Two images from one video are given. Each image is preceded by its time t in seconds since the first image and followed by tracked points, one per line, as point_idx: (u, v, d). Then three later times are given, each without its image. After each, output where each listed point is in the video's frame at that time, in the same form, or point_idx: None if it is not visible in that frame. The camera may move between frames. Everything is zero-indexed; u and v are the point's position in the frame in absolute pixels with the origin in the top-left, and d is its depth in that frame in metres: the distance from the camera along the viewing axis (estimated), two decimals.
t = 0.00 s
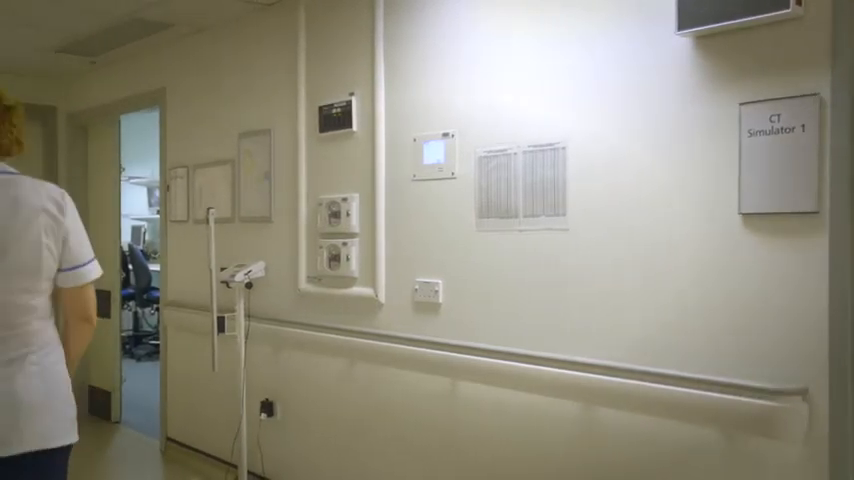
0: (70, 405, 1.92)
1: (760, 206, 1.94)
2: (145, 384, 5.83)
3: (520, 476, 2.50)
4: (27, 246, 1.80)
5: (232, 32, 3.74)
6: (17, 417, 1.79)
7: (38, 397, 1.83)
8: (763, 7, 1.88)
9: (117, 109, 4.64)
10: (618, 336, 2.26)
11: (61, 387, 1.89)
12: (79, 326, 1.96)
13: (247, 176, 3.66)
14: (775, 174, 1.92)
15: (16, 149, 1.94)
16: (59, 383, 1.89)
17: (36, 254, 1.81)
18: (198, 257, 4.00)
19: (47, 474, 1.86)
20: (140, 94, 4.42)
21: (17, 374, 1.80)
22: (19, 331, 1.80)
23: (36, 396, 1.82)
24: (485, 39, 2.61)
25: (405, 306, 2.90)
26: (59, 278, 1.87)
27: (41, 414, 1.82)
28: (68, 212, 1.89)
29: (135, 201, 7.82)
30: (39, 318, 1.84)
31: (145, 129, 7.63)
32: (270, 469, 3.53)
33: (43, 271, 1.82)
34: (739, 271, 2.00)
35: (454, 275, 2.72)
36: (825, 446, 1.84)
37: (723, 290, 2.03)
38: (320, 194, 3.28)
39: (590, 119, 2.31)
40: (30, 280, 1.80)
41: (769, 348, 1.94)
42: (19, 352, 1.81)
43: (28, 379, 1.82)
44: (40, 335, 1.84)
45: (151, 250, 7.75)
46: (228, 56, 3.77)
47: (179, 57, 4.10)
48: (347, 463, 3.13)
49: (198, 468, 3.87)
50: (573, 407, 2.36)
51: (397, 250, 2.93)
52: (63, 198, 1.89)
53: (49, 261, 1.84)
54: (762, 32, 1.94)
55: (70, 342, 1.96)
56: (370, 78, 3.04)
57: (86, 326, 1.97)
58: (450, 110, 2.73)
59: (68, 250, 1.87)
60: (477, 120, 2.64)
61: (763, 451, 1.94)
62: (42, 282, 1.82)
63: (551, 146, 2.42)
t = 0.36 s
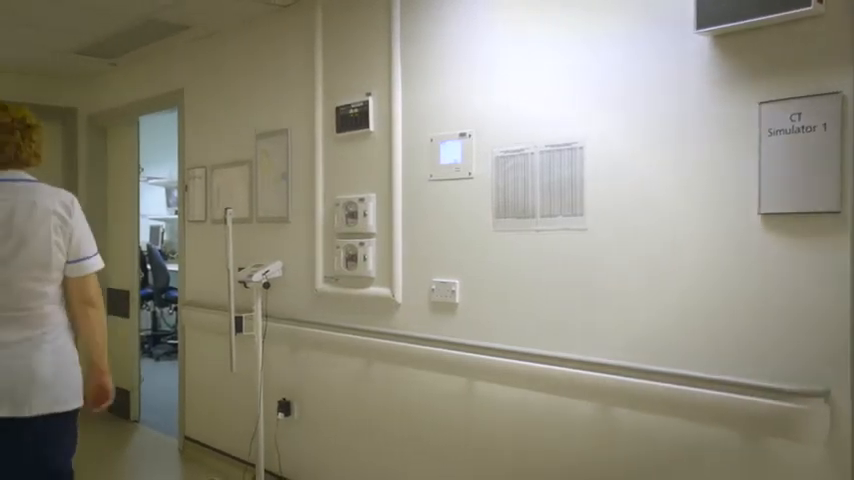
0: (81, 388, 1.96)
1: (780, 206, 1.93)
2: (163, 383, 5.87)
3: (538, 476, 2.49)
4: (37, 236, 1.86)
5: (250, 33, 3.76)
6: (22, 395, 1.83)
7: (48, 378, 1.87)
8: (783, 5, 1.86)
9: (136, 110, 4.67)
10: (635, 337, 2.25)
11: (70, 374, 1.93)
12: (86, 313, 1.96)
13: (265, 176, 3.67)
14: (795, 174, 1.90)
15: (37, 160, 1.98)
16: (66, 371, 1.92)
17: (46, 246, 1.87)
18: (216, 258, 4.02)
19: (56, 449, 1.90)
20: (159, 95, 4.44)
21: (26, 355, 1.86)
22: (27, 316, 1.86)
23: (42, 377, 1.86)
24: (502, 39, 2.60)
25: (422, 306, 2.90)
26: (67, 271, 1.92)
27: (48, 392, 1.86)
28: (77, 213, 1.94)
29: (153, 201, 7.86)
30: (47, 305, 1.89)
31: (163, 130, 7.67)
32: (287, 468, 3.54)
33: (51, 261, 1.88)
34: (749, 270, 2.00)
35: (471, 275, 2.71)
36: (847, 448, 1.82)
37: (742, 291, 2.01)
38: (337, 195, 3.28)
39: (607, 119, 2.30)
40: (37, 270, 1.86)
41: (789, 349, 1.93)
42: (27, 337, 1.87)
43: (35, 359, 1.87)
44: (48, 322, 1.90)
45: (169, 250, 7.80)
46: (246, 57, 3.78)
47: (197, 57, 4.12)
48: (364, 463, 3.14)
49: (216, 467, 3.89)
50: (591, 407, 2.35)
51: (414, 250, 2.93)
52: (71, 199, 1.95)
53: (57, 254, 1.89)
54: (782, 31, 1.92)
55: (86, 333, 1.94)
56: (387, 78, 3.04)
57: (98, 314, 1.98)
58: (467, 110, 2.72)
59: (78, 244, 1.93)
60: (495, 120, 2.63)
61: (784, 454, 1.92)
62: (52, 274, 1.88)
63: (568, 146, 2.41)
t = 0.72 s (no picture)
0: (104, 364, 2.49)
1: (801, 205, 1.91)
2: (182, 382, 5.90)
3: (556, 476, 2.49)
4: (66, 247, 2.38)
5: (268, 34, 3.77)
6: (60, 371, 2.37)
7: (82, 359, 2.41)
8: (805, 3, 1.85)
9: (156, 111, 4.70)
10: (655, 337, 2.23)
11: (96, 354, 2.47)
12: (110, 308, 2.42)
13: (282, 176, 3.69)
14: (817, 173, 1.89)
15: (69, 181, 2.53)
16: (94, 351, 2.47)
17: (76, 254, 2.39)
18: (234, 258, 4.04)
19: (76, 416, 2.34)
20: (178, 96, 4.47)
21: (63, 340, 2.39)
22: (63, 311, 2.40)
23: (77, 357, 2.40)
24: (520, 38, 2.60)
25: (439, 306, 2.90)
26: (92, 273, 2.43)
27: (82, 369, 2.41)
28: (99, 226, 2.46)
29: (172, 201, 7.91)
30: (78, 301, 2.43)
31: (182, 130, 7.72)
32: (305, 467, 3.55)
33: (77, 267, 2.40)
34: (768, 270, 1.99)
35: (489, 275, 2.71)
36: None
37: (763, 291, 2.00)
38: (355, 195, 3.29)
39: (626, 118, 2.30)
40: (67, 275, 2.38)
41: (810, 350, 1.91)
42: (63, 325, 2.40)
43: (69, 343, 2.40)
44: (77, 314, 2.43)
45: (188, 250, 7.84)
46: (264, 58, 3.80)
47: (216, 58, 4.14)
48: (382, 462, 3.15)
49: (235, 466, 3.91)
50: (610, 407, 2.34)
51: (432, 250, 2.93)
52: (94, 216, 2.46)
53: (83, 260, 2.41)
54: (803, 29, 1.91)
55: (115, 324, 2.43)
56: (405, 79, 3.05)
57: (123, 308, 2.45)
58: (485, 109, 2.72)
59: (98, 251, 2.44)
60: (513, 119, 2.63)
61: (805, 455, 1.91)
62: (78, 276, 2.40)
63: (587, 146, 2.40)
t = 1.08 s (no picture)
0: (126, 340, 2.85)
1: (821, 205, 1.90)
2: (199, 382, 5.93)
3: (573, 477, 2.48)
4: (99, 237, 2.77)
5: (284, 34, 3.79)
6: (86, 346, 2.72)
7: (106, 335, 2.77)
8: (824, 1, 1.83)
9: (173, 112, 4.73)
10: (673, 338, 2.21)
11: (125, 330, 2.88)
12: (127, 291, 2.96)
13: (298, 176, 3.69)
14: (837, 173, 1.87)
15: (92, 178, 2.90)
16: (121, 327, 2.85)
17: (105, 243, 2.78)
18: (251, 257, 4.05)
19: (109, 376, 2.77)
20: (195, 97, 4.49)
21: (93, 318, 2.75)
22: (91, 292, 2.76)
23: (105, 333, 2.76)
24: (536, 38, 2.59)
25: (455, 306, 2.90)
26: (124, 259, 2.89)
27: (110, 343, 2.78)
28: (123, 219, 2.87)
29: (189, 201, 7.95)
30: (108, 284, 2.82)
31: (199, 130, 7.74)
32: (321, 467, 3.56)
33: (110, 254, 2.81)
34: (787, 271, 1.97)
35: (506, 275, 2.70)
36: None
37: (781, 291, 1.98)
38: (371, 195, 3.29)
39: (643, 117, 2.28)
40: (105, 261, 2.79)
41: (830, 351, 1.89)
42: (91, 305, 2.75)
43: (96, 320, 2.76)
44: (107, 295, 2.81)
45: (205, 250, 7.88)
46: (280, 59, 3.81)
47: (232, 59, 4.16)
48: (398, 462, 3.15)
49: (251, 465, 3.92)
50: (627, 408, 2.33)
51: (448, 250, 2.93)
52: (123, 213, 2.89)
53: (112, 248, 2.82)
54: (822, 27, 1.89)
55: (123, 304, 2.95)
56: (421, 79, 3.04)
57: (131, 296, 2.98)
58: (501, 109, 2.71)
59: (125, 241, 2.87)
60: (529, 119, 2.62)
61: (825, 457, 1.89)
62: (107, 262, 2.80)
63: (604, 145, 2.39)
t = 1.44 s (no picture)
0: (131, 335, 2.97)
1: (840, 204, 1.88)
2: (214, 381, 5.96)
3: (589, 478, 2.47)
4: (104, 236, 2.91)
5: (299, 35, 3.80)
6: (89, 338, 2.86)
7: (110, 329, 2.89)
8: None
9: (189, 112, 4.75)
10: (690, 338, 2.20)
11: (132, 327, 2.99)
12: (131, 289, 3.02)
13: (314, 176, 3.70)
14: None
15: (104, 187, 3.05)
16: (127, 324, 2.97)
17: (111, 243, 2.92)
18: (266, 257, 4.07)
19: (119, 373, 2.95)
20: (211, 97, 4.51)
21: (97, 312, 2.87)
22: (96, 288, 2.90)
23: (108, 327, 2.89)
24: (551, 37, 2.58)
25: (470, 306, 2.90)
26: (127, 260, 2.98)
27: (114, 337, 2.90)
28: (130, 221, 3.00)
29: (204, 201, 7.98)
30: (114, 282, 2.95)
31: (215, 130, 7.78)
32: (336, 466, 3.57)
33: (115, 253, 2.94)
34: (806, 270, 1.95)
35: (521, 275, 2.70)
36: None
37: (800, 291, 1.97)
38: (386, 195, 3.29)
39: (660, 117, 2.27)
40: (110, 260, 2.92)
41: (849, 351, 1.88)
42: (96, 300, 2.89)
43: (101, 314, 2.89)
44: (113, 292, 2.94)
45: (220, 250, 7.91)
46: (296, 59, 3.82)
47: (248, 60, 4.18)
48: (412, 462, 3.15)
49: (267, 464, 3.93)
50: (643, 409, 2.32)
51: (463, 250, 2.93)
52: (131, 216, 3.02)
53: (118, 247, 2.94)
54: (841, 25, 1.88)
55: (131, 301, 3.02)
56: (436, 78, 3.04)
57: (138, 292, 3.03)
58: (516, 109, 2.71)
59: (129, 243, 2.98)
60: (544, 119, 2.61)
61: (845, 459, 1.87)
62: (113, 261, 2.93)
63: (619, 145, 2.38)
